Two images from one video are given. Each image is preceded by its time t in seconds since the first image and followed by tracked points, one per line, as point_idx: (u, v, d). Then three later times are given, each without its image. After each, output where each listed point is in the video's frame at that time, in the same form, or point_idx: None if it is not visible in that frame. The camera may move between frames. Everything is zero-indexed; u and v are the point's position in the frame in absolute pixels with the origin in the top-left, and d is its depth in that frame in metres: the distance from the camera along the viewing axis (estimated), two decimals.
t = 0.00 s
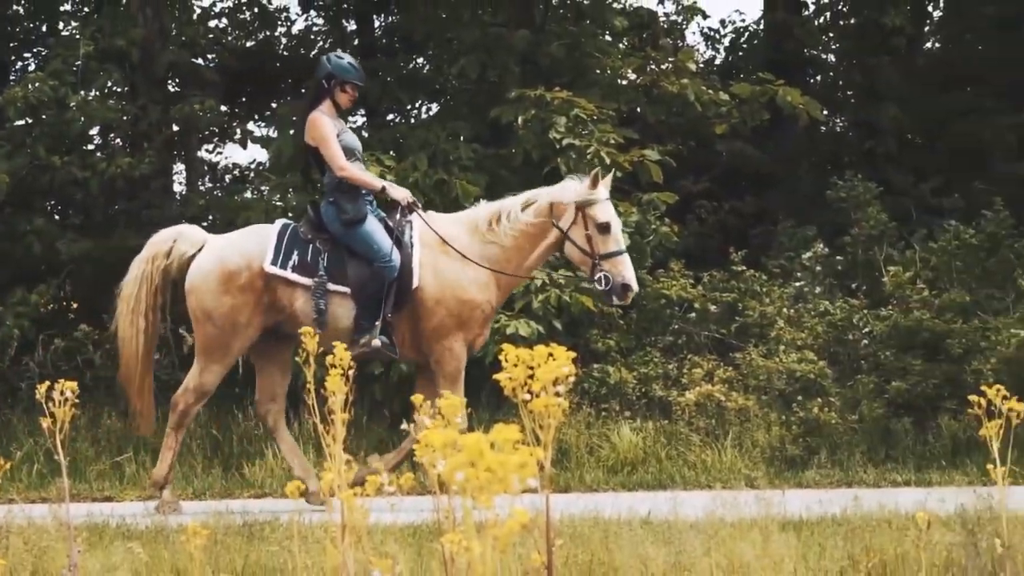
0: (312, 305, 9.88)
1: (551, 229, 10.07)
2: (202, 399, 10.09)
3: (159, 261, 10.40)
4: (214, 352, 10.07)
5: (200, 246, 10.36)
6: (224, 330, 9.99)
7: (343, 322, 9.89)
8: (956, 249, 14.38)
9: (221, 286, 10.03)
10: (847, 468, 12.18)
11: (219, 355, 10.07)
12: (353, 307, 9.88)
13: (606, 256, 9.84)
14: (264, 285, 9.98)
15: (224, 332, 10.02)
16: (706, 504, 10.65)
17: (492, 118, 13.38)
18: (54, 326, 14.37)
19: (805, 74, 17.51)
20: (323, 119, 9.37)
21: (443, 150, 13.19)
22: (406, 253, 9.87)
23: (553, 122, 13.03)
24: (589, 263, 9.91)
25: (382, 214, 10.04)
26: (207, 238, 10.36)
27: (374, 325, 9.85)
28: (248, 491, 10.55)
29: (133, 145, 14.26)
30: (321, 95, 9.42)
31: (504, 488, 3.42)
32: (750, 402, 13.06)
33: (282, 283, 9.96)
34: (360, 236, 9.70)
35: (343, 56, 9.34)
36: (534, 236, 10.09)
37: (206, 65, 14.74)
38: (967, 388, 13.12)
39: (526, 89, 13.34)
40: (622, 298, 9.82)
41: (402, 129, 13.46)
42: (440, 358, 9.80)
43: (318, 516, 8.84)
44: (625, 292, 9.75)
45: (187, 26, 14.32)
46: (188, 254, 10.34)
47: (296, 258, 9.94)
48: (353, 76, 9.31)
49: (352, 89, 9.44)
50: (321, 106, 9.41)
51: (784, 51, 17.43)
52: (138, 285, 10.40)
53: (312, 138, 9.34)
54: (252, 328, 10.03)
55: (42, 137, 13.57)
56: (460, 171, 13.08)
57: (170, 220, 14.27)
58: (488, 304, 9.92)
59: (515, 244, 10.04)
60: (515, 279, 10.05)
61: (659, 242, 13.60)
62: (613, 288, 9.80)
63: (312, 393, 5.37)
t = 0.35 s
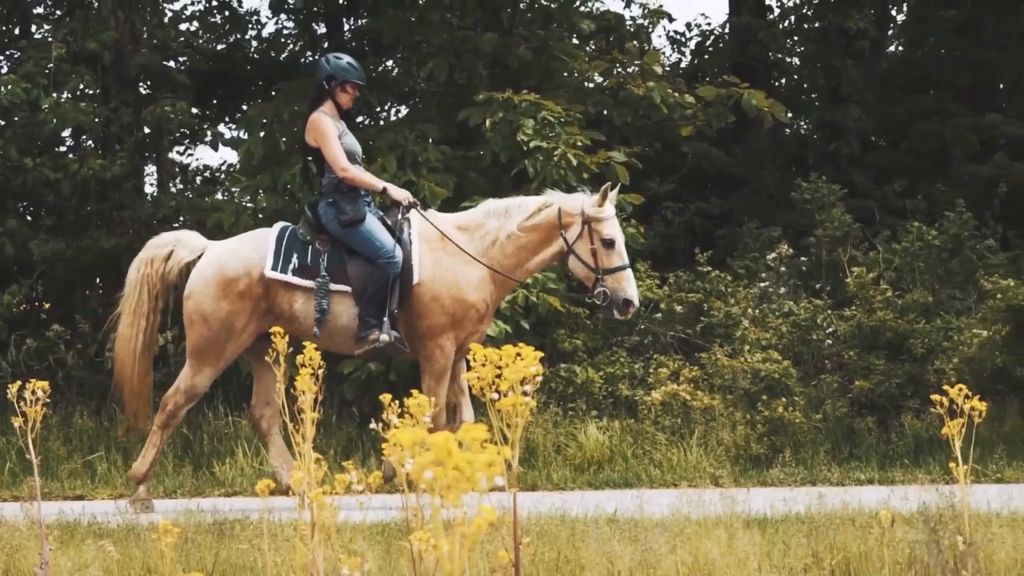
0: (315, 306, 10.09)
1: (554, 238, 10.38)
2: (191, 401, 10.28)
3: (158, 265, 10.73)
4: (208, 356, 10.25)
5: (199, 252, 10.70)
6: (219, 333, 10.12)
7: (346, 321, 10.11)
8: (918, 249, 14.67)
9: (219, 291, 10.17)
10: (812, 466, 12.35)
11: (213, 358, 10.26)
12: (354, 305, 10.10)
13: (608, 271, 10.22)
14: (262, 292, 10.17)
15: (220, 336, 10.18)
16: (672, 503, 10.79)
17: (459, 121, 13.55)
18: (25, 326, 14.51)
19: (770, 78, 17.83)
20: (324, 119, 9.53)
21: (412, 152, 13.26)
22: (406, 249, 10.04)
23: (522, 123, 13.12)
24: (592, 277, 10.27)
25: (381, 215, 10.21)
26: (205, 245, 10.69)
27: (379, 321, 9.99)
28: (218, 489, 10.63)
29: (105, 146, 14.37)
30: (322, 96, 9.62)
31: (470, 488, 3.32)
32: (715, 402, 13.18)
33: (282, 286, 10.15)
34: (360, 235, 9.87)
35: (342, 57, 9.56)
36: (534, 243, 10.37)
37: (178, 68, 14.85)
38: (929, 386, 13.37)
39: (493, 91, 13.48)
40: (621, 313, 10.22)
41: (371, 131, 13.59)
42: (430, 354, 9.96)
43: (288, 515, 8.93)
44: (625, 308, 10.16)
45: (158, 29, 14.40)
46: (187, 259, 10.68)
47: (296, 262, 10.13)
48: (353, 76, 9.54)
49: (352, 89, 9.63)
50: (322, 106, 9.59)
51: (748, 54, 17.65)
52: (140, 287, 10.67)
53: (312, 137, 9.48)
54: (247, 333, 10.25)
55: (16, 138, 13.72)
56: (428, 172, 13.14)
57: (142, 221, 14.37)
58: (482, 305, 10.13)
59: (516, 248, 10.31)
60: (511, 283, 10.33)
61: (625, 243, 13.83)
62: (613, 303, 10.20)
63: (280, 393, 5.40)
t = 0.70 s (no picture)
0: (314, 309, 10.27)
1: (552, 236, 10.63)
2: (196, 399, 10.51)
3: (161, 268, 10.91)
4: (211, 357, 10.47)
5: (201, 253, 10.80)
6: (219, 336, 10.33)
7: (346, 323, 10.28)
8: (877, 250, 14.91)
9: (219, 294, 10.38)
10: (772, 465, 12.53)
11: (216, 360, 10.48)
12: (352, 307, 10.25)
13: (610, 265, 10.52)
14: (263, 292, 10.37)
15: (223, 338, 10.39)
16: (634, 501, 10.95)
17: (424, 123, 13.68)
18: None
19: (730, 81, 18.00)
20: (326, 120, 9.64)
21: (378, 155, 13.39)
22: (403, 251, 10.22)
23: (485, 127, 13.28)
24: (594, 272, 10.57)
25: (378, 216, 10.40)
26: (208, 246, 10.79)
27: (388, 320, 10.10)
28: (186, 488, 10.74)
29: (74, 148, 14.56)
30: (324, 98, 9.72)
31: (435, 485, 3.44)
32: (676, 401, 13.32)
33: (282, 290, 10.34)
34: (357, 236, 10.04)
35: (341, 58, 9.64)
36: (530, 242, 10.61)
37: (145, 71, 15.08)
38: (888, 385, 13.60)
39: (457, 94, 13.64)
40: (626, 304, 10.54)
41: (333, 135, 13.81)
42: (421, 356, 10.20)
43: (254, 513, 9.05)
44: (630, 299, 10.47)
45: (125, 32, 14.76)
46: (189, 262, 10.81)
47: (295, 266, 10.31)
48: (352, 77, 9.62)
49: (352, 89, 9.74)
50: (324, 108, 9.69)
51: (708, 57, 17.82)
52: (140, 291, 10.95)
53: (314, 139, 9.60)
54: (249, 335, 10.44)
55: None
56: (393, 175, 13.29)
57: (109, 223, 14.59)
58: (477, 306, 10.31)
59: (514, 249, 10.54)
60: (507, 283, 10.55)
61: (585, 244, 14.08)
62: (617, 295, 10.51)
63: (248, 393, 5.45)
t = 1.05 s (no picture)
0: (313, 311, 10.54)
1: (545, 227, 10.82)
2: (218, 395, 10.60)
3: (162, 265, 11.01)
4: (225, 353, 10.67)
5: (200, 250, 10.98)
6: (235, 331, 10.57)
7: (344, 325, 10.55)
8: (842, 252, 15.11)
9: (222, 290, 10.62)
10: (738, 464, 12.70)
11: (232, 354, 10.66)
12: (349, 310, 10.52)
13: (606, 247, 10.65)
14: (264, 288, 10.62)
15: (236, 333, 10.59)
16: (601, 499, 11.06)
17: (393, 125, 13.78)
18: None
19: (698, 84, 18.19)
20: (327, 123, 9.81)
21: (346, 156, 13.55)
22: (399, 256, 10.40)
23: (454, 129, 13.40)
24: (590, 256, 10.70)
25: (375, 220, 10.60)
26: (205, 244, 10.98)
27: (387, 324, 10.31)
28: (157, 487, 10.78)
29: (46, 150, 14.62)
30: (324, 100, 9.90)
31: (405, 485, 3.50)
32: (643, 401, 13.46)
33: (281, 289, 10.61)
34: (355, 240, 10.23)
35: (339, 61, 9.81)
36: (523, 236, 10.79)
37: (116, 73, 15.11)
38: (853, 386, 13.80)
39: (427, 97, 13.72)
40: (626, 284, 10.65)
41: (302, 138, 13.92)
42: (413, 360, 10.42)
43: (225, 512, 9.11)
44: (629, 277, 10.58)
45: (97, 35, 14.83)
46: (190, 258, 10.96)
47: (293, 265, 10.58)
48: (351, 79, 9.78)
49: (352, 91, 9.88)
50: (324, 110, 9.86)
51: (676, 60, 18.03)
52: (139, 289, 11.02)
53: (315, 141, 9.76)
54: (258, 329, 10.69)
55: None
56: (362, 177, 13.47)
57: (81, 223, 14.65)
58: (471, 307, 10.48)
59: (506, 244, 10.72)
60: (504, 279, 10.69)
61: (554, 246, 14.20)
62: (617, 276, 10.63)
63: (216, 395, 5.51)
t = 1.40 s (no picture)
0: (310, 307, 10.71)
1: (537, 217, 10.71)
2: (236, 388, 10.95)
3: (160, 264, 11.40)
4: (233, 345, 10.98)
5: (200, 247, 11.34)
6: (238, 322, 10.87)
7: (340, 323, 10.69)
8: (803, 252, 15.32)
9: (223, 284, 10.92)
10: (699, 463, 12.87)
11: (239, 346, 10.97)
12: (345, 308, 10.65)
13: (597, 233, 10.50)
14: (265, 281, 10.84)
15: (239, 325, 10.90)
16: (566, 498, 11.15)
17: (358, 127, 13.89)
18: None
19: (660, 86, 18.28)
20: (324, 124, 9.94)
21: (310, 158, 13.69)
22: (397, 256, 10.51)
23: (418, 131, 13.48)
24: (583, 242, 10.55)
25: (376, 217, 10.67)
26: (206, 240, 11.32)
27: (379, 328, 10.46)
28: (123, 487, 10.81)
29: (12, 152, 14.75)
30: (322, 101, 9.96)
31: (369, 484, 3.59)
32: (606, 401, 13.56)
33: (279, 283, 10.82)
34: (354, 241, 10.36)
35: (339, 62, 9.87)
36: (516, 228, 10.73)
37: (83, 76, 15.14)
38: (814, 386, 13.98)
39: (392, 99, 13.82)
40: (621, 268, 10.49)
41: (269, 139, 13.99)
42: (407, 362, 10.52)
43: (191, 511, 9.16)
44: (621, 262, 10.43)
45: (64, 38, 14.70)
46: (189, 256, 11.33)
47: (292, 260, 10.77)
48: (350, 81, 9.85)
49: (349, 93, 9.98)
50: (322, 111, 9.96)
51: (638, 62, 18.12)
52: (140, 288, 11.39)
53: (313, 143, 9.92)
54: (264, 320, 10.91)
55: None
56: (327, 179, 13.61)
57: (48, 225, 14.69)
58: (462, 306, 10.47)
59: (499, 239, 10.66)
60: (498, 274, 10.62)
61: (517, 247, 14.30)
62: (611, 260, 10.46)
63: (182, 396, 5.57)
